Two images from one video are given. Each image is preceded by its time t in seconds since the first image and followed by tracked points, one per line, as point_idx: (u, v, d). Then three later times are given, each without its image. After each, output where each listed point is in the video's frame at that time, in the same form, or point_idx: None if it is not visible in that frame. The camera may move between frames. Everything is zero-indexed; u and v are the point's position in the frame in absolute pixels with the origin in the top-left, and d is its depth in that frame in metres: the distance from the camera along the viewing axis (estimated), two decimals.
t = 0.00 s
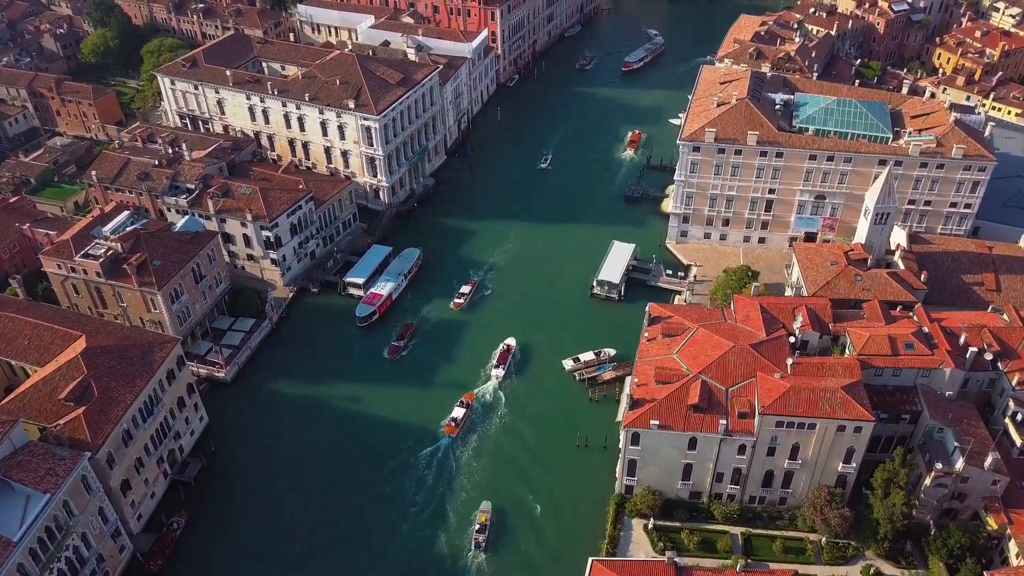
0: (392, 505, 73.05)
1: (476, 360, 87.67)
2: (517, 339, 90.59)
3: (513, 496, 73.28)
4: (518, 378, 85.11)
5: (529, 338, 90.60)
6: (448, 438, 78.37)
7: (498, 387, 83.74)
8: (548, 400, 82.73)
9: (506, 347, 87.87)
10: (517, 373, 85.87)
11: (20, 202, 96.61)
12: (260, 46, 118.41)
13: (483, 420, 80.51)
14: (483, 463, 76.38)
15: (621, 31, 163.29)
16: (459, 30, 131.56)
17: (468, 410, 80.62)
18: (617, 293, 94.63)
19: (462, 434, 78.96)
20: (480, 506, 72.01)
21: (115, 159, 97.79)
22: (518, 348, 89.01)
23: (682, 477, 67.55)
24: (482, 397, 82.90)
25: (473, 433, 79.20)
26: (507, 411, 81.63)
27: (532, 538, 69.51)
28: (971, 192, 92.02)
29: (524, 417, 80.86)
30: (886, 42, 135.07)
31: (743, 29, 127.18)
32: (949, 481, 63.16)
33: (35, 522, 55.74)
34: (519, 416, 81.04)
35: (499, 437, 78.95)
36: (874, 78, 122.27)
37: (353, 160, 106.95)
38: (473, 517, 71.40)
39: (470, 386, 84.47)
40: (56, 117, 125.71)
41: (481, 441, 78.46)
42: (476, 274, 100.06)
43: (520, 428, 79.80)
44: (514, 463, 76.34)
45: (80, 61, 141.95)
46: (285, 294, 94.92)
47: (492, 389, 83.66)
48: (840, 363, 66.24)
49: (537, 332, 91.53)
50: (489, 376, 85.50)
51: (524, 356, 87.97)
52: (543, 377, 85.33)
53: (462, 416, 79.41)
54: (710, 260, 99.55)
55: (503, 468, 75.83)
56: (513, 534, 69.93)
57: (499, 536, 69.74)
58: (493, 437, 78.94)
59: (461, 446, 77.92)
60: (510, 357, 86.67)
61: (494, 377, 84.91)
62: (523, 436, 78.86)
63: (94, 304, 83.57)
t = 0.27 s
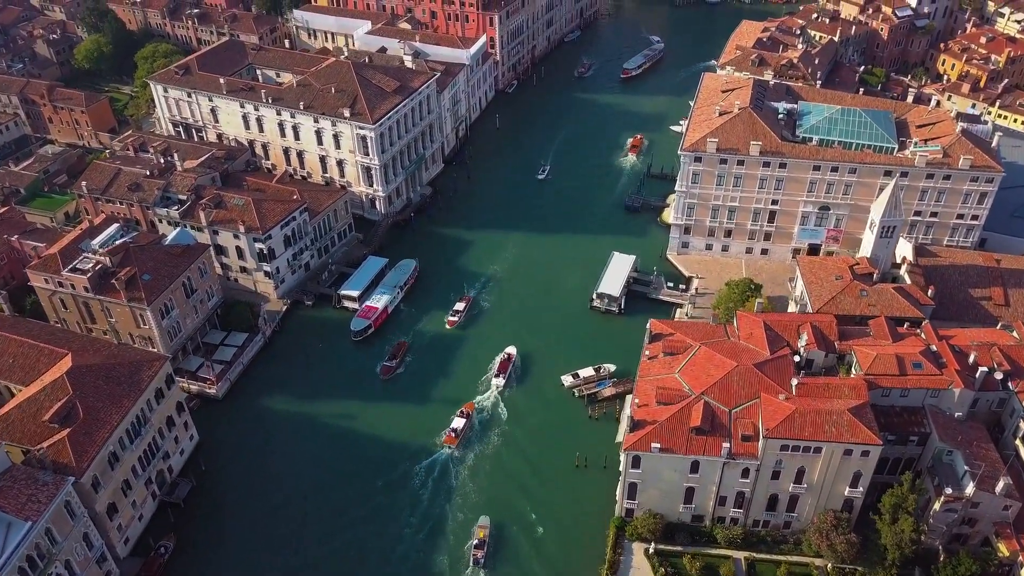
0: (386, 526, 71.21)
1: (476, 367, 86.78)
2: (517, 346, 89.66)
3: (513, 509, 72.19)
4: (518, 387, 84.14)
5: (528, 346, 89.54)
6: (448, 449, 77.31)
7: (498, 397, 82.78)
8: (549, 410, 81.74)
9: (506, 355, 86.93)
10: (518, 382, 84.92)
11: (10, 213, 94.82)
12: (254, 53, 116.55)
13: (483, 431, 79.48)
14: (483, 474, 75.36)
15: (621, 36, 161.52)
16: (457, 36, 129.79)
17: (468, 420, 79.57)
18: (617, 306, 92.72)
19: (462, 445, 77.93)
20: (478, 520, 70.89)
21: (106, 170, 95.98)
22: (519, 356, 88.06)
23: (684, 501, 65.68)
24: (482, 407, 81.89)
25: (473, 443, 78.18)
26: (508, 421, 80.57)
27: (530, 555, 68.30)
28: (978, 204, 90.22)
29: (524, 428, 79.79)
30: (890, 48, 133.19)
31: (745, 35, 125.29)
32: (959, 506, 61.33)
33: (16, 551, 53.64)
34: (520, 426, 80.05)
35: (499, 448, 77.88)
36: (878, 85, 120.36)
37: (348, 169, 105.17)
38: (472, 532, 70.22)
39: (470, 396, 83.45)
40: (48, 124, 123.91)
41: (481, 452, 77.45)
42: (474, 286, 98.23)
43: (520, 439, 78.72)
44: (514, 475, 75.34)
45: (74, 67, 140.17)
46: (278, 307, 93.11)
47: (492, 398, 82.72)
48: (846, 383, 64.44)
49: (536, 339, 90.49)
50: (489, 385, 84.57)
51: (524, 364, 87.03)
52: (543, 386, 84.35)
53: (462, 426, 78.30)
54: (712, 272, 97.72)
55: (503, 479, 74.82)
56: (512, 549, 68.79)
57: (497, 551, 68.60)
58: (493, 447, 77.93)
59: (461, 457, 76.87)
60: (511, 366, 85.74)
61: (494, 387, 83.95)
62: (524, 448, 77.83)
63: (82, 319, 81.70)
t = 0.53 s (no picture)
0: (379, 553, 68.99)
1: (476, 377, 85.59)
2: (518, 356, 88.45)
3: (512, 526, 70.64)
4: (519, 398, 82.76)
5: (530, 356, 88.31)
6: (448, 462, 75.77)
7: (498, 409, 81.42)
8: (550, 422, 80.34)
9: (508, 365, 85.62)
10: (519, 393, 83.59)
11: None
12: (248, 61, 114.35)
13: (484, 443, 78.00)
14: (484, 488, 73.86)
15: (622, 43, 159.51)
16: (455, 44, 127.75)
17: (469, 433, 78.01)
18: (617, 322, 90.49)
19: (462, 458, 76.43)
20: (476, 537, 69.27)
21: (94, 182, 93.87)
22: (520, 367, 86.74)
23: (686, 530, 63.42)
24: (483, 419, 80.44)
25: (473, 457, 76.65)
26: (509, 434, 79.12)
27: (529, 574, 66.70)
28: (987, 218, 88.09)
29: (525, 441, 78.34)
30: (895, 55, 131.04)
31: (748, 42, 123.02)
32: (972, 537, 59.16)
33: None
34: (521, 438, 78.63)
35: (500, 462, 76.41)
36: (884, 94, 118.09)
37: (343, 180, 103.11)
38: (469, 550, 68.62)
39: (470, 407, 82.05)
40: (39, 133, 121.81)
41: (482, 465, 75.96)
42: (471, 300, 96.06)
43: (521, 453, 77.20)
44: (515, 489, 73.86)
45: (66, 74, 138.10)
46: (270, 322, 90.99)
47: (492, 410, 81.32)
48: (854, 409, 62.31)
49: (538, 349, 89.30)
50: (489, 396, 83.22)
51: (525, 375, 85.66)
52: (544, 398, 83.01)
53: (462, 439, 76.75)
54: (715, 287, 95.56)
55: (503, 494, 73.32)
56: (510, 568, 67.21)
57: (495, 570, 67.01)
58: (494, 461, 76.45)
59: (462, 470, 75.35)
60: (512, 376, 84.39)
61: (494, 398, 82.54)
62: (525, 461, 76.38)
63: (68, 338, 79.50)
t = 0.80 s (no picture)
0: None
1: (476, 388, 84.23)
2: (520, 366, 87.04)
3: (512, 543, 69.16)
4: (520, 410, 81.42)
5: (530, 368, 86.72)
6: (448, 476, 74.40)
7: (499, 422, 79.98)
8: (551, 435, 78.98)
9: (509, 376, 84.20)
10: (520, 405, 82.23)
11: None
12: (241, 69, 112.23)
13: (484, 457, 76.63)
14: (484, 504, 72.46)
15: (622, 49, 157.44)
16: (452, 51, 125.62)
17: (469, 446, 76.61)
18: (618, 339, 88.23)
19: (463, 472, 75.09)
20: (475, 555, 67.78)
21: (83, 195, 91.73)
22: (521, 378, 85.40)
23: (689, 561, 61.15)
24: (484, 432, 79.07)
25: (474, 471, 75.27)
26: (510, 447, 77.77)
27: None
28: (997, 233, 85.90)
29: (527, 455, 76.93)
30: (901, 63, 128.83)
31: (751, 50, 120.80)
32: (986, 572, 56.95)
33: None
34: (522, 452, 77.26)
35: (501, 476, 75.04)
36: (889, 103, 115.90)
37: (338, 192, 101.01)
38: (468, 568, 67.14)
39: (470, 419, 80.67)
40: (29, 142, 119.71)
41: (482, 480, 74.57)
42: (469, 315, 93.87)
43: (522, 467, 75.79)
44: (516, 504, 72.47)
45: (58, 82, 136.07)
46: (262, 339, 88.85)
47: (493, 423, 79.97)
48: (863, 436, 60.24)
49: (539, 360, 87.78)
50: (490, 407, 81.91)
51: (526, 386, 84.32)
52: (546, 410, 81.65)
53: (462, 453, 75.35)
54: (717, 302, 93.44)
55: (503, 509, 71.93)
56: None
57: None
58: (495, 475, 75.10)
59: (462, 485, 73.96)
60: (513, 388, 83.01)
61: (494, 410, 81.22)
62: (526, 475, 74.99)
63: (52, 357, 77.28)
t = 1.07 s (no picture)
0: None
1: (477, 398, 82.93)
2: (522, 376, 85.86)
3: (511, 559, 67.83)
4: (521, 421, 80.11)
5: (532, 378, 85.52)
6: (448, 490, 73.07)
7: (500, 434, 78.64)
8: (553, 447, 77.62)
9: (510, 386, 82.81)
10: (521, 417, 80.91)
11: None
12: (235, 77, 110.30)
13: (484, 470, 75.28)
14: (484, 518, 71.11)
15: (622, 54, 155.66)
16: (450, 58, 123.79)
17: (469, 458, 75.28)
18: (618, 354, 86.28)
19: (463, 484, 73.75)
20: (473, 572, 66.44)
21: (72, 207, 89.84)
22: (523, 388, 84.10)
23: None
24: (484, 444, 77.71)
25: (474, 484, 73.94)
26: (511, 459, 76.44)
27: None
28: (1006, 246, 84.02)
29: (528, 468, 75.58)
30: (905, 69, 127.01)
31: (753, 57, 118.85)
32: None
33: None
34: (523, 464, 75.91)
35: (501, 489, 73.72)
36: (894, 111, 113.95)
37: (333, 203, 99.14)
38: None
39: (470, 431, 79.33)
40: (21, 149, 117.84)
41: (482, 493, 73.27)
42: (466, 328, 91.95)
43: (523, 480, 74.46)
44: (516, 518, 71.14)
45: (51, 88, 134.25)
46: (255, 354, 86.95)
47: (494, 435, 78.60)
48: (870, 462, 58.47)
49: (541, 368, 86.70)
50: (491, 418, 80.57)
51: (528, 397, 83.01)
52: (547, 421, 80.31)
53: (462, 465, 74.00)
54: (719, 315, 91.58)
55: (503, 524, 70.59)
56: None
57: None
58: (495, 488, 73.77)
59: (461, 498, 72.64)
60: (514, 398, 81.61)
61: (495, 421, 79.91)
62: (527, 489, 73.62)
63: (39, 375, 75.37)
